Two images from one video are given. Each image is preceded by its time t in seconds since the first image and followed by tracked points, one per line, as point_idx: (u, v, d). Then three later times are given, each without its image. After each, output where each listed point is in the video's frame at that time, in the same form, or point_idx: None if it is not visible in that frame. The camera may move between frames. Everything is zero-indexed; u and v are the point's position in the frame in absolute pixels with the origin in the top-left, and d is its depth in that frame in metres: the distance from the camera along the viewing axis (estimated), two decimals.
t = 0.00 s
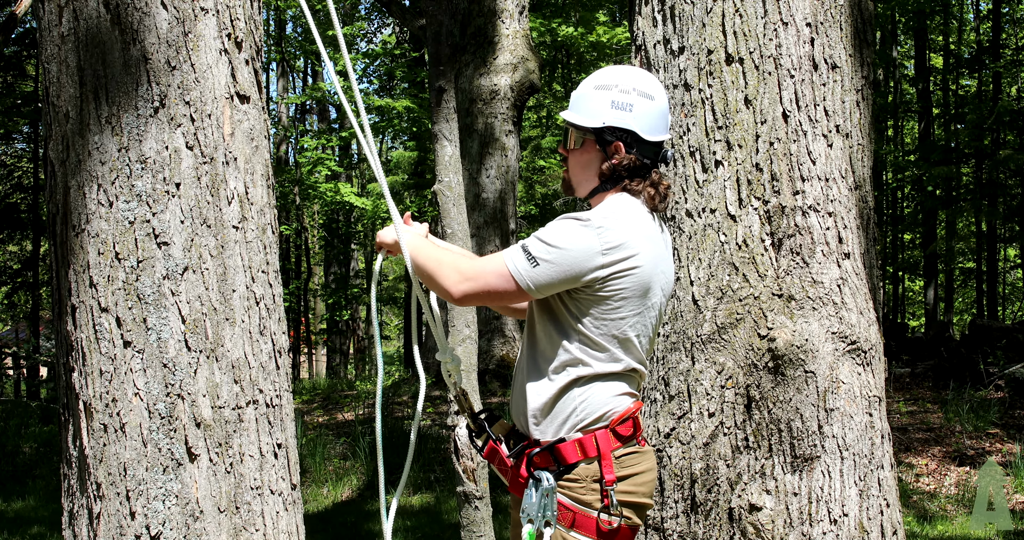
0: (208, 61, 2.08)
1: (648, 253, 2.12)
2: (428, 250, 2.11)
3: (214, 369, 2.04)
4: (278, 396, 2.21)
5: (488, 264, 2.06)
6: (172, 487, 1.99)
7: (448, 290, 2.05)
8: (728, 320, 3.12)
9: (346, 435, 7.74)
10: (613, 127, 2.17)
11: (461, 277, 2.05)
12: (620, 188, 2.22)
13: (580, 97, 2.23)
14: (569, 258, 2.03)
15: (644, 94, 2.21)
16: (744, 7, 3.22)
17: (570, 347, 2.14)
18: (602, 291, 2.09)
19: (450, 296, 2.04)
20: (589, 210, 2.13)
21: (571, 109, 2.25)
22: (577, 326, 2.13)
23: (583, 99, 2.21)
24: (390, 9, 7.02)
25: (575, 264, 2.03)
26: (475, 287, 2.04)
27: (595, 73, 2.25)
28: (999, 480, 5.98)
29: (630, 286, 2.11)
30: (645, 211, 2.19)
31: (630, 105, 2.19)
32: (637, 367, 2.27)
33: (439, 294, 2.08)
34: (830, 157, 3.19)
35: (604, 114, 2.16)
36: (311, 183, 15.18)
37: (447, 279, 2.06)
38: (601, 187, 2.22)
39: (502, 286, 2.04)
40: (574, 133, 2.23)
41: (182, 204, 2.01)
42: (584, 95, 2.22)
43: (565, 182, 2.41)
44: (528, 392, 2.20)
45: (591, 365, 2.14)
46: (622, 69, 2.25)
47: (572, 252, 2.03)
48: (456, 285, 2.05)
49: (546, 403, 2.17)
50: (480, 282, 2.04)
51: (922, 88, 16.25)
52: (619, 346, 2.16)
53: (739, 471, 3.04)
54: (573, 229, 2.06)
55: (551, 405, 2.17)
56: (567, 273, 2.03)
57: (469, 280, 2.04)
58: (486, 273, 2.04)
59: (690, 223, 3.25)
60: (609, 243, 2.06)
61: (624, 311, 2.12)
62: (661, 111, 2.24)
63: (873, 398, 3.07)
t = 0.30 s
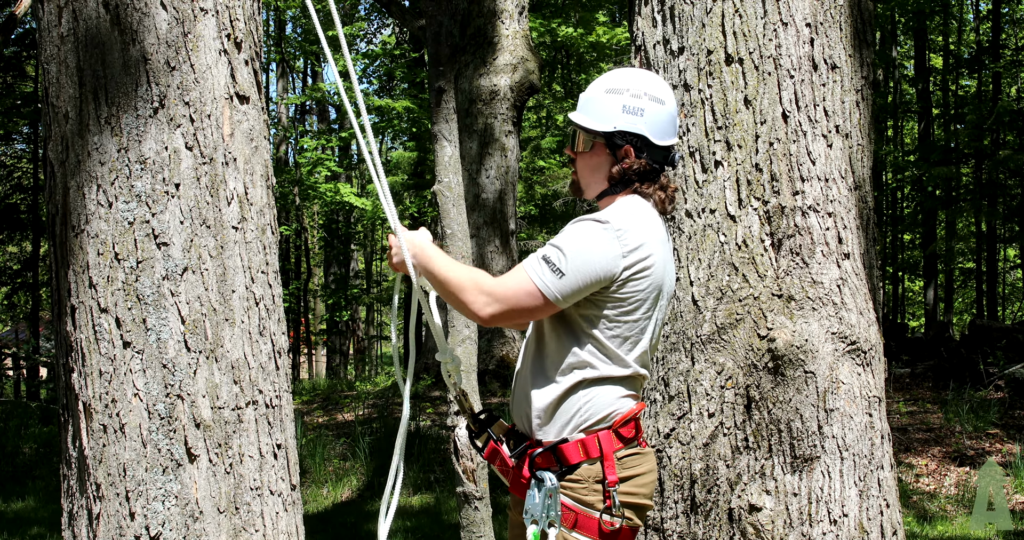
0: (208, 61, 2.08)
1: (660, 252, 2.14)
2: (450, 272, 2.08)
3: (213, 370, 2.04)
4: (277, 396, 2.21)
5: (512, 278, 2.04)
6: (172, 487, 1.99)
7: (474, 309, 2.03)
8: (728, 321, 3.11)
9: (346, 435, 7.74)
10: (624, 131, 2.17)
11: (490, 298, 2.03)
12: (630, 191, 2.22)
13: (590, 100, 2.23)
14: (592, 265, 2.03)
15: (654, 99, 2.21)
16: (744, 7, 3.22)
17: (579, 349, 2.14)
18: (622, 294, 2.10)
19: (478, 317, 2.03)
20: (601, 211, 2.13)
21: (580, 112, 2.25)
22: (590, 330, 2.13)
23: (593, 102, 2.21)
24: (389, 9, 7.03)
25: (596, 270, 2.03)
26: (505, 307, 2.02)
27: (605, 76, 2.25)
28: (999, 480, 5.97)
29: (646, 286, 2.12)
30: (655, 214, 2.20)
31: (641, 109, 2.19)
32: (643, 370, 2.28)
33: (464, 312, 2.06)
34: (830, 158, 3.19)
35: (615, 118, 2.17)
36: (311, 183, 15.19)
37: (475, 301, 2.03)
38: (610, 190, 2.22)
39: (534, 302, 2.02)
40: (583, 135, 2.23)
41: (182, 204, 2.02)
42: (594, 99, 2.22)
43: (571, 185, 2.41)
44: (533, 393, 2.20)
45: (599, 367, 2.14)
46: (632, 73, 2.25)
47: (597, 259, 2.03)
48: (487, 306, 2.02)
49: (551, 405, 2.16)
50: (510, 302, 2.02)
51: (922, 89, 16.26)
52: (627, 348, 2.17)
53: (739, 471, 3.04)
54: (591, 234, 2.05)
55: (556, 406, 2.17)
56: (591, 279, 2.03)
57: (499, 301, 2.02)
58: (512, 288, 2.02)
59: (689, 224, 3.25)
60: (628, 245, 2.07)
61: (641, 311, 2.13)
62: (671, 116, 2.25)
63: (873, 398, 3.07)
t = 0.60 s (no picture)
0: (207, 62, 2.08)
1: (657, 252, 2.13)
2: (450, 193, 2.10)
3: (213, 371, 2.04)
4: (276, 397, 2.20)
5: (499, 226, 2.06)
6: (171, 488, 1.99)
7: (451, 235, 2.05)
8: (728, 321, 3.11)
9: (345, 436, 7.74)
10: (630, 130, 2.17)
11: (471, 232, 2.05)
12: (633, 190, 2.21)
13: (597, 99, 2.23)
14: (577, 240, 2.04)
15: (661, 100, 2.21)
16: (743, 8, 3.22)
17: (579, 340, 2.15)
18: (605, 279, 2.10)
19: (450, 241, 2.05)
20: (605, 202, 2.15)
21: (587, 111, 2.25)
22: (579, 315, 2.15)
23: (600, 101, 2.22)
24: (388, 10, 7.03)
25: (581, 248, 2.04)
26: (480, 247, 2.05)
27: (613, 76, 2.26)
28: (999, 481, 5.97)
29: (633, 282, 2.12)
30: (658, 214, 2.19)
31: (647, 109, 2.19)
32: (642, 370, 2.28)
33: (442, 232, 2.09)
34: (829, 158, 3.19)
35: (622, 117, 2.17)
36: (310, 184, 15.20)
37: (454, 227, 2.05)
38: (614, 189, 2.22)
39: (510, 252, 2.04)
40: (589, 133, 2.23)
41: (181, 205, 2.01)
42: (601, 98, 2.23)
43: (576, 186, 2.41)
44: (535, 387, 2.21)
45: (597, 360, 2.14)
46: (640, 74, 2.25)
47: (583, 235, 2.04)
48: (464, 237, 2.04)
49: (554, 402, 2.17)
50: (487, 246, 2.05)
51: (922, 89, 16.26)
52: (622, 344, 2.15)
53: (738, 471, 3.04)
54: (589, 215, 2.07)
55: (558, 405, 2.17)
56: (572, 254, 2.04)
57: (477, 239, 2.05)
58: (493, 235, 2.04)
59: (689, 224, 3.24)
60: (621, 235, 2.07)
61: (629, 304, 2.13)
62: (678, 118, 2.24)
63: (872, 398, 3.07)
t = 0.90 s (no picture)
0: (206, 62, 2.08)
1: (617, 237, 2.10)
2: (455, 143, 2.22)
3: (213, 371, 2.04)
4: (276, 397, 2.20)
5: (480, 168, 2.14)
6: (171, 489, 1.99)
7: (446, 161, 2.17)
8: (728, 321, 3.11)
9: (345, 436, 7.73)
10: (620, 124, 2.18)
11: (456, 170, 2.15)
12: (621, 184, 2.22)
13: (593, 95, 2.25)
14: (536, 196, 2.05)
15: (655, 97, 2.22)
16: (743, 8, 3.22)
17: (556, 330, 2.16)
18: (559, 246, 2.10)
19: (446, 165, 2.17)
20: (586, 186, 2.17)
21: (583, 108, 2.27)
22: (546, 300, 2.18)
23: (595, 96, 2.24)
24: (388, 10, 7.03)
25: (537, 205, 2.05)
26: (458, 181, 2.13)
27: (610, 75, 2.28)
28: (999, 481, 5.97)
29: (580, 258, 2.10)
30: (642, 208, 2.19)
31: (640, 105, 2.20)
32: (630, 367, 2.26)
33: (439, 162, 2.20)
34: (829, 158, 3.19)
35: (613, 111, 2.18)
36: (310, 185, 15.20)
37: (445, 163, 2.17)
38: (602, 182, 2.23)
39: (480, 192, 2.10)
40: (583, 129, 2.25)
41: (180, 205, 2.01)
42: (597, 94, 2.25)
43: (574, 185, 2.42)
44: (522, 380, 2.24)
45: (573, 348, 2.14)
46: (638, 74, 2.27)
47: (542, 193, 2.05)
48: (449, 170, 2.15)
49: (538, 396, 2.19)
50: (464, 181, 2.13)
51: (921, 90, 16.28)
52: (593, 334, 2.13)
53: (738, 472, 3.03)
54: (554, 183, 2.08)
55: (542, 401, 2.19)
56: (526, 208, 2.05)
57: (457, 176, 2.14)
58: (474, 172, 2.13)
59: (689, 225, 3.22)
60: (577, 208, 2.06)
61: (585, 282, 2.11)
62: (672, 116, 2.24)
63: (872, 399, 3.08)
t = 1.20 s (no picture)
0: (206, 62, 2.08)
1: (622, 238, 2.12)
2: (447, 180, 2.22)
3: (213, 371, 2.04)
4: (276, 397, 2.20)
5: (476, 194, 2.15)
6: (171, 489, 1.99)
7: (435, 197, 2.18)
8: (728, 322, 3.11)
9: (344, 437, 7.73)
10: (606, 123, 2.18)
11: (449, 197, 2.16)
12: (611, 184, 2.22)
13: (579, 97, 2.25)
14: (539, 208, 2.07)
15: (640, 94, 2.22)
16: (743, 9, 3.22)
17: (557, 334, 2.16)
18: (564, 253, 2.11)
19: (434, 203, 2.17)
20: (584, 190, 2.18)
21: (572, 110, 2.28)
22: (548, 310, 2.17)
23: (580, 98, 2.25)
24: (387, 11, 7.03)
25: (541, 217, 2.08)
26: (455, 208, 2.15)
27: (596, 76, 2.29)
28: (999, 482, 5.97)
29: (593, 265, 2.10)
30: (634, 205, 2.18)
31: (625, 103, 2.20)
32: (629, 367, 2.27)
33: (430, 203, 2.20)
34: (829, 159, 3.19)
35: (598, 110, 2.19)
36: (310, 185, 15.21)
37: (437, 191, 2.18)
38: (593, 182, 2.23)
39: (479, 215, 2.11)
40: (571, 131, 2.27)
41: (181, 205, 2.01)
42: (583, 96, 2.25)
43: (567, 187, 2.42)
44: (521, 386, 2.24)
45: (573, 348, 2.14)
46: (623, 74, 2.28)
47: (545, 205, 2.08)
48: (442, 199, 2.16)
49: (537, 400, 2.19)
50: (461, 207, 2.14)
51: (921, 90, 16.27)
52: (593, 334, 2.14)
53: (738, 472, 3.03)
54: (556, 192, 2.10)
55: (541, 404, 2.19)
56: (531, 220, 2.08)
57: (454, 202, 2.15)
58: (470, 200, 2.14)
59: (689, 225, 3.23)
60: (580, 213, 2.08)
61: (590, 288, 2.12)
62: (660, 112, 2.23)
63: (872, 400, 3.08)
